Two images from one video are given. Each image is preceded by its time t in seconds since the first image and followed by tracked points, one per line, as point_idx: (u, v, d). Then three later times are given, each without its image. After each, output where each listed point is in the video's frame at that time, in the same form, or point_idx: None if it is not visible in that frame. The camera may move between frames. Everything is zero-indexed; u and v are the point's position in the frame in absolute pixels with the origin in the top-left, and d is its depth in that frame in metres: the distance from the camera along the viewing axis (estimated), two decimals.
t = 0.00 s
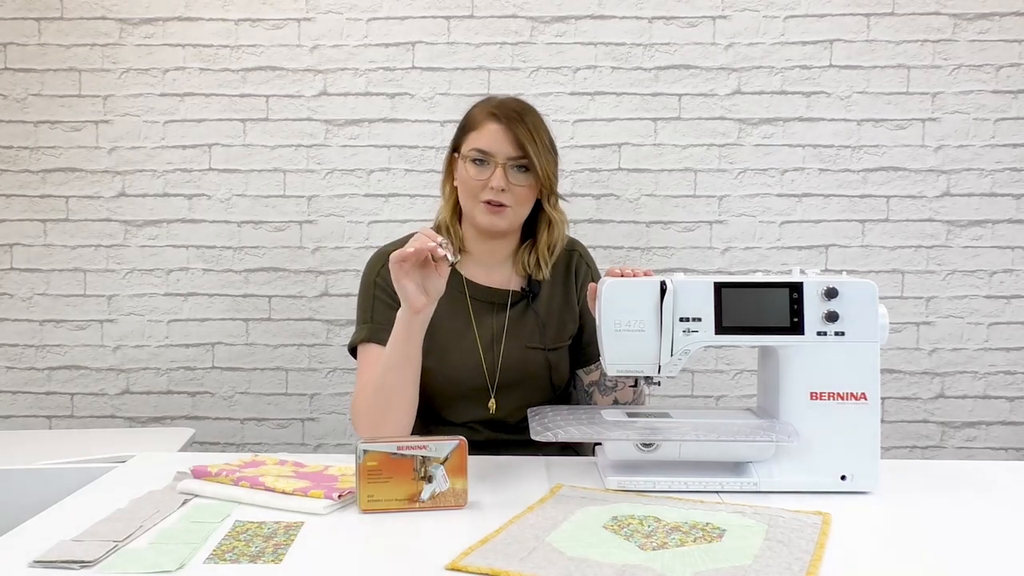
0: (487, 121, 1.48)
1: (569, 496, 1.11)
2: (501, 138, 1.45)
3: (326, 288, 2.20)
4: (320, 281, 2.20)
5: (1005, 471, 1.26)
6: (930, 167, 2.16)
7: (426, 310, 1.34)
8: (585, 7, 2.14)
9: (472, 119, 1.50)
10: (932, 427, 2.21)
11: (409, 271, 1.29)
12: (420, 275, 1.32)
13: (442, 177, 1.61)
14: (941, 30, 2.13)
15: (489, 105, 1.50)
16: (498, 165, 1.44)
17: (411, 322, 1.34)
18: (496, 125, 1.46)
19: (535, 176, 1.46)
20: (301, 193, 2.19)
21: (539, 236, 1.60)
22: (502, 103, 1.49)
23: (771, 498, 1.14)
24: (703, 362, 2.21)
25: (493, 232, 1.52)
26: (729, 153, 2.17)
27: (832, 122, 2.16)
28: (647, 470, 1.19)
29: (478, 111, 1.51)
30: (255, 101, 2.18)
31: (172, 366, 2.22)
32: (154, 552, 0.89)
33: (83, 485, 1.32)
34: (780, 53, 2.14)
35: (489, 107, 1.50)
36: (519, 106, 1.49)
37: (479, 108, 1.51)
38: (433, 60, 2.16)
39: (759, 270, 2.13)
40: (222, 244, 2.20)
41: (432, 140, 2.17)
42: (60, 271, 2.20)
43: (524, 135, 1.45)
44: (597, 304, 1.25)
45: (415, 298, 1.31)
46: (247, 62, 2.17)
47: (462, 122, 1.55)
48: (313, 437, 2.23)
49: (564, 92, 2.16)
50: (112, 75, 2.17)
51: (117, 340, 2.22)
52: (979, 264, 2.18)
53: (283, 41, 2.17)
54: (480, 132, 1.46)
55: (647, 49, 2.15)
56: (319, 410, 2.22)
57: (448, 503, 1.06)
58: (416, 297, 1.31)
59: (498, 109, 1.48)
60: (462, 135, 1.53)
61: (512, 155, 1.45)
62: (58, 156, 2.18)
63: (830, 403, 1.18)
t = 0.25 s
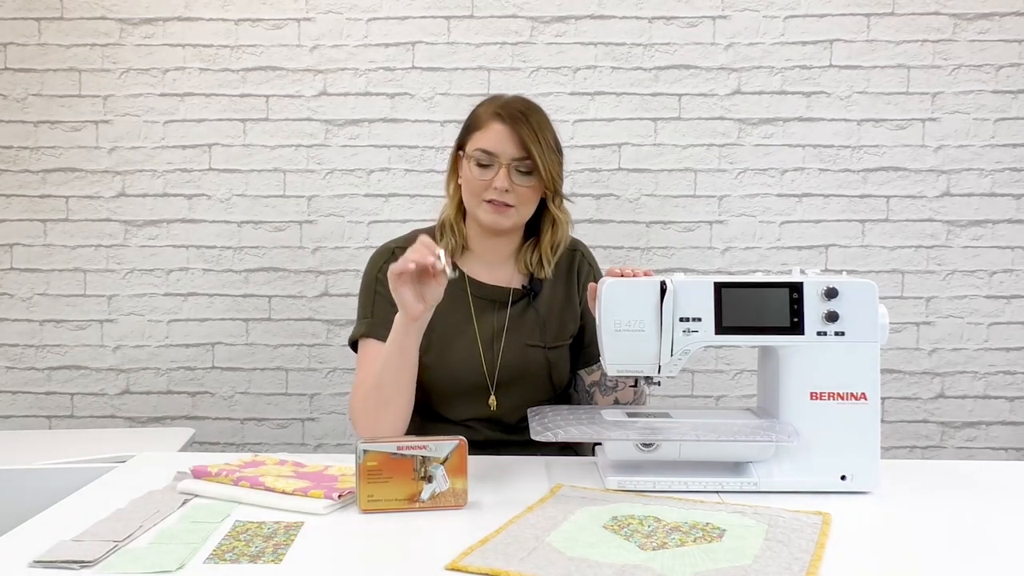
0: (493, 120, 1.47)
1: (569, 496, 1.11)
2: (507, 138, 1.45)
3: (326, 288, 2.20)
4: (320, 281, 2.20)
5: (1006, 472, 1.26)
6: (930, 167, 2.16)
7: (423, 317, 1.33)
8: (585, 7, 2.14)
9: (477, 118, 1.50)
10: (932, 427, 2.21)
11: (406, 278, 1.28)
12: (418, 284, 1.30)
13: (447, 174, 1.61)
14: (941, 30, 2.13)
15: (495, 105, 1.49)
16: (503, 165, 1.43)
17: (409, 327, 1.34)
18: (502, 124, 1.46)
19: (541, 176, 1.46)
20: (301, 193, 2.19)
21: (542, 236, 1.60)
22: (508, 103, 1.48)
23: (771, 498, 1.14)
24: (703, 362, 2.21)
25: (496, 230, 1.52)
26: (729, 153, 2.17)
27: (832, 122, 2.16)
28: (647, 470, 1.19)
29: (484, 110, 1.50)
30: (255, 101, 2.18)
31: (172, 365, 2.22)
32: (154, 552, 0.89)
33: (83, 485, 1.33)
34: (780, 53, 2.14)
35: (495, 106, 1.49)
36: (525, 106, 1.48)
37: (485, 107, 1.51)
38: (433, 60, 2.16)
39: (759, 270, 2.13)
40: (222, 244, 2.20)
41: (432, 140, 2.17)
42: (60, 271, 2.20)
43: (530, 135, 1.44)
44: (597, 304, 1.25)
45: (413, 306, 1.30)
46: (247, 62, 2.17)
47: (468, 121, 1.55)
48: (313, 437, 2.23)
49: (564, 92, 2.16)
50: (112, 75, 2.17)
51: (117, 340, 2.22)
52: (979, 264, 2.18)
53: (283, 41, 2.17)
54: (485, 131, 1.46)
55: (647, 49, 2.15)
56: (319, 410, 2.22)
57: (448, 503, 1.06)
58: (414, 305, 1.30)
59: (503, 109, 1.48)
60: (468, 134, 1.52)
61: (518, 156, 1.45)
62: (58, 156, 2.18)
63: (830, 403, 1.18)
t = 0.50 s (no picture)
0: (497, 120, 1.47)
1: (569, 496, 1.11)
2: (511, 138, 1.45)
3: (326, 288, 2.20)
4: (320, 281, 2.20)
5: (1006, 472, 1.26)
6: (930, 167, 2.16)
7: (419, 324, 1.34)
8: (585, 7, 2.14)
9: (482, 118, 1.50)
10: (932, 427, 2.21)
11: (403, 287, 1.29)
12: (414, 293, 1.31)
13: (452, 173, 1.60)
14: (941, 30, 2.13)
15: (500, 105, 1.49)
16: (507, 165, 1.43)
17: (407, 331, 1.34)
18: (506, 124, 1.46)
19: (544, 176, 1.46)
20: (301, 193, 2.19)
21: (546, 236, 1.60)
22: (512, 103, 1.48)
23: (771, 498, 1.14)
24: (704, 362, 2.21)
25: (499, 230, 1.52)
26: (729, 153, 2.17)
27: (832, 122, 2.16)
28: (647, 470, 1.19)
29: (489, 110, 1.50)
30: (255, 101, 2.18)
31: (172, 365, 2.22)
32: (154, 552, 0.89)
33: (83, 485, 1.33)
34: (780, 52, 2.14)
35: (500, 106, 1.49)
36: (529, 106, 1.48)
37: (490, 107, 1.51)
38: (433, 60, 2.16)
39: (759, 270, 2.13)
40: (222, 244, 2.20)
41: (432, 140, 2.17)
42: (60, 271, 2.20)
43: (533, 135, 1.44)
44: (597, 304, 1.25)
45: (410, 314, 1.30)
46: (247, 62, 2.17)
47: (473, 120, 1.54)
48: (313, 437, 2.23)
49: (564, 92, 2.16)
50: (112, 75, 2.17)
51: (117, 340, 2.22)
52: (979, 264, 2.18)
53: (283, 41, 2.17)
54: (489, 131, 1.46)
55: (647, 49, 2.15)
56: (319, 410, 2.22)
57: (448, 503, 1.06)
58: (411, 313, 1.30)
59: (507, 108, 1.48)
60: (473, 133, 1.52)
61: (522, 156, 1.44)
62: (58, 156, 2.18)
63: (830, 403, 1.18)
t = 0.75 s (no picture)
0: (504, 119, 1.46)
1: (569, 496, 1.11)
2: (519, 137, 1.44)
3: (326, 288, 2.20)
4: (320, 280, 2.20)
5: (1006, 472, 1.26)
6: (930, 167, 2.16)
7: (405, 317, 1.33)
8: (585, 7, 2.14)
9: (489, 116, 1.49)
10: (932, 427, 2.21)
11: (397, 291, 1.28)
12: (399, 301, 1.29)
13: (459, 171, 1.60)
14: (940, 30, 2.13)
15: (507, 103, 1.48)
16: (514, 164, 1.43)
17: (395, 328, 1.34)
18: (514, 123, 1.45)
19: (551, 175, 1.45)
20: (301, 193, 2.19)
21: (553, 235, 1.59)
22: (519, 101, 1.48)
23: (771, 498, 1.14)
24: (704, 362, 2.21)
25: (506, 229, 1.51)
26: (729, 153, 2.17)
27: (832, 122, 2.16)
28: (647, 470, 1.19)
29: (496, 108, 1.49)
30: (255, 101, 2.18)
31: (172, 366, 2.22)
32: (154, 552, 0.89)
33: (83, 485, 1.33)
34: (780, 52, 2.14)
35: (506, 104, 1.48)
36: (536, 103, 1.48)
37: (497, 106, 1.50)
38: (433, 60, 2.16)
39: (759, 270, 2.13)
40: (222, 244, 2.20)
41: (432, 140, 2.17)
42: (60, 271, 2.20)
43: (541, 134, 1.44)
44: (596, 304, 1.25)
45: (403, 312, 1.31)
46: (247, 61, 2.17)
47: (480, 119, 1.54)
48: (313, 437, 2.23)
49: (564, 92, 2.16)
50: (112, 75, 2.17)
51: (117, 340, 2.22)
52: (979, 264, 2.18)
53: (283, 41, 2.17)
54: (496, 130, 1.45)
55: (647, 49, 2.15)
56: (319, 410, 2.22)
57: (448, 503, 1.06)
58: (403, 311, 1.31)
59: (515, 106, 1.47)
60: (480, 132, 1.51)
61: (529, 155, 1.44)
62: (58, 156, 2.18)
63: (829, 403, 1.18)
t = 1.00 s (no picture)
0: (513, 119, 1.46)
1: (569, 496, 1.11)
2: (527, 137, 1.44)
3: (326, 288, 2.20)
4: (320, 280, 2.20)
5: (1006, 472, 1.26)
6: (930, 167, 2.16)
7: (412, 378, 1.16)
8: (584, 7, 2.14)
9: (497, 117, 1.49)
10: (932, 427, 2.21)
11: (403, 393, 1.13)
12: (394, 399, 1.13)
13: (466, 170, 1.59)
14: (940, 30, 2.13)
15: (515, 103, 1.48)
16: (522, 165, 1.43)
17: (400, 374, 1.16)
18: (522, 123, 1.45)
19: (559, 177, 1.45)
20: (301, 193, 2.19)
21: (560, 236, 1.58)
22: (527, 101, 1.47)
23: (771, 498, 1.14)
24: (703, 362, 2.21)
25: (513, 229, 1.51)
26: (729, 153, 2.17)
27: (832, 122, 2.16)
28: (647, 470, 1.19)
29: (504, 108, 1.49)
30: (255, 101, 2.18)
31: (172, 366, 2.22)
32: (154, 553, 0.89)
33: (83, 485, 1.33)
34: (780, 52, 2.14)
35: (515, 105, 1.48)
36: (543, 103, 1.47)
37: (506, 106, 1.49)
38: (433, 60, 2.16)
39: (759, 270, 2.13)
40: (222, 244, 2.20)
41: (432, 140, 2.17)
42: (60, 271, 2.20)
43: (549, 135, 1.43)
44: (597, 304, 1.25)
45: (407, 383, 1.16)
46: (247, 62, 2.17)
47: (488, 118, 1.53)
48: (313, 437, 2.23)
49: (564, 92, 2.16)
50: (112, 75, 2.17)
51: (117, 339, 2.22)
52: (980, 264, 2.18)
53: (283, 41, 2.17)
54: (504, 130, 1.45)
55: (647, 49, 2.15)
56: (319, 410, 2.22)
57: (448, 503, 1.06)
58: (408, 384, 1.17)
59: (522, 107, 1.46)
60: (488, 131, 1.50)
61: (537, 156, 1.44)
62: (58, 155, 2.18)
63: (830, 403, 1.18)
